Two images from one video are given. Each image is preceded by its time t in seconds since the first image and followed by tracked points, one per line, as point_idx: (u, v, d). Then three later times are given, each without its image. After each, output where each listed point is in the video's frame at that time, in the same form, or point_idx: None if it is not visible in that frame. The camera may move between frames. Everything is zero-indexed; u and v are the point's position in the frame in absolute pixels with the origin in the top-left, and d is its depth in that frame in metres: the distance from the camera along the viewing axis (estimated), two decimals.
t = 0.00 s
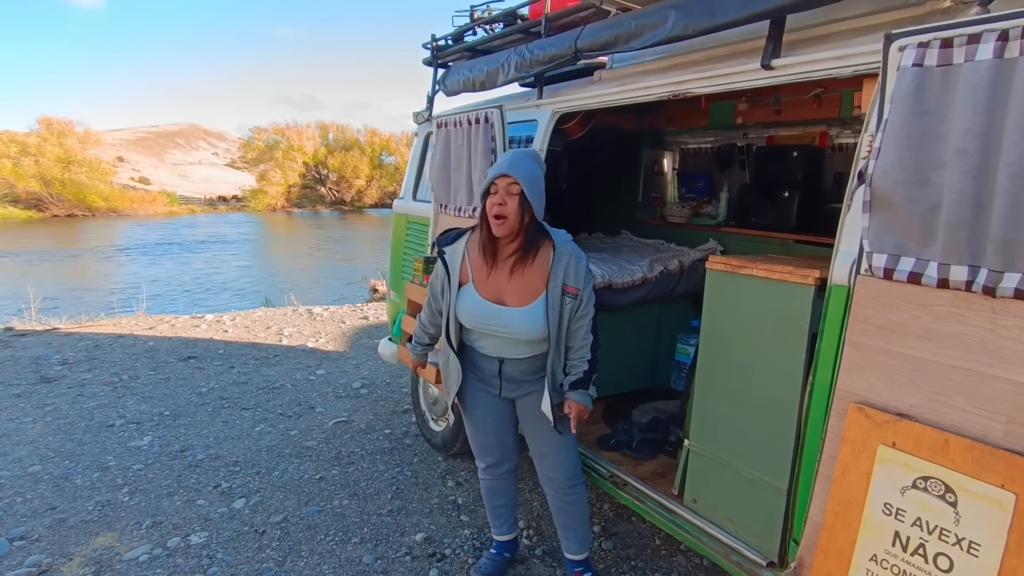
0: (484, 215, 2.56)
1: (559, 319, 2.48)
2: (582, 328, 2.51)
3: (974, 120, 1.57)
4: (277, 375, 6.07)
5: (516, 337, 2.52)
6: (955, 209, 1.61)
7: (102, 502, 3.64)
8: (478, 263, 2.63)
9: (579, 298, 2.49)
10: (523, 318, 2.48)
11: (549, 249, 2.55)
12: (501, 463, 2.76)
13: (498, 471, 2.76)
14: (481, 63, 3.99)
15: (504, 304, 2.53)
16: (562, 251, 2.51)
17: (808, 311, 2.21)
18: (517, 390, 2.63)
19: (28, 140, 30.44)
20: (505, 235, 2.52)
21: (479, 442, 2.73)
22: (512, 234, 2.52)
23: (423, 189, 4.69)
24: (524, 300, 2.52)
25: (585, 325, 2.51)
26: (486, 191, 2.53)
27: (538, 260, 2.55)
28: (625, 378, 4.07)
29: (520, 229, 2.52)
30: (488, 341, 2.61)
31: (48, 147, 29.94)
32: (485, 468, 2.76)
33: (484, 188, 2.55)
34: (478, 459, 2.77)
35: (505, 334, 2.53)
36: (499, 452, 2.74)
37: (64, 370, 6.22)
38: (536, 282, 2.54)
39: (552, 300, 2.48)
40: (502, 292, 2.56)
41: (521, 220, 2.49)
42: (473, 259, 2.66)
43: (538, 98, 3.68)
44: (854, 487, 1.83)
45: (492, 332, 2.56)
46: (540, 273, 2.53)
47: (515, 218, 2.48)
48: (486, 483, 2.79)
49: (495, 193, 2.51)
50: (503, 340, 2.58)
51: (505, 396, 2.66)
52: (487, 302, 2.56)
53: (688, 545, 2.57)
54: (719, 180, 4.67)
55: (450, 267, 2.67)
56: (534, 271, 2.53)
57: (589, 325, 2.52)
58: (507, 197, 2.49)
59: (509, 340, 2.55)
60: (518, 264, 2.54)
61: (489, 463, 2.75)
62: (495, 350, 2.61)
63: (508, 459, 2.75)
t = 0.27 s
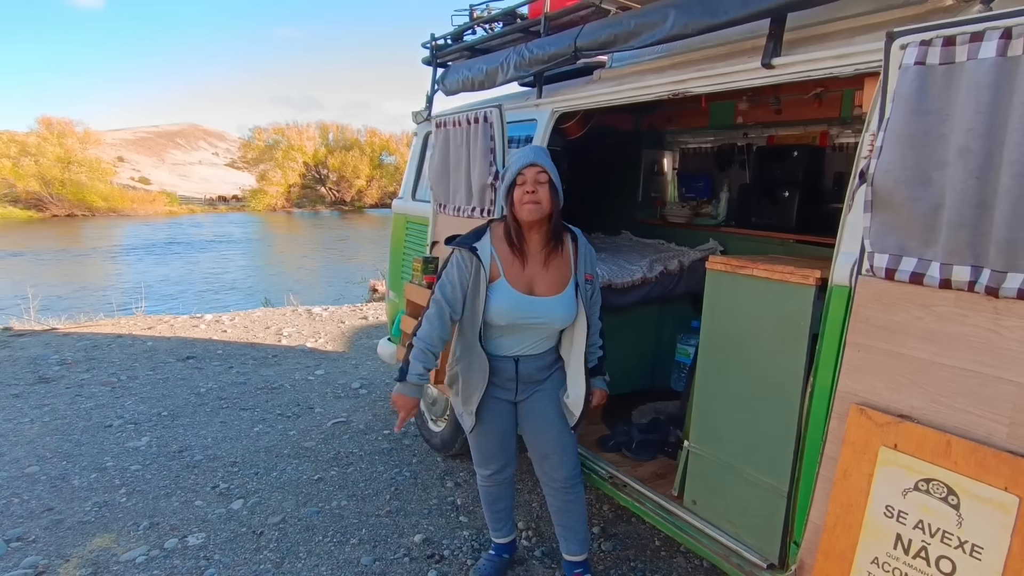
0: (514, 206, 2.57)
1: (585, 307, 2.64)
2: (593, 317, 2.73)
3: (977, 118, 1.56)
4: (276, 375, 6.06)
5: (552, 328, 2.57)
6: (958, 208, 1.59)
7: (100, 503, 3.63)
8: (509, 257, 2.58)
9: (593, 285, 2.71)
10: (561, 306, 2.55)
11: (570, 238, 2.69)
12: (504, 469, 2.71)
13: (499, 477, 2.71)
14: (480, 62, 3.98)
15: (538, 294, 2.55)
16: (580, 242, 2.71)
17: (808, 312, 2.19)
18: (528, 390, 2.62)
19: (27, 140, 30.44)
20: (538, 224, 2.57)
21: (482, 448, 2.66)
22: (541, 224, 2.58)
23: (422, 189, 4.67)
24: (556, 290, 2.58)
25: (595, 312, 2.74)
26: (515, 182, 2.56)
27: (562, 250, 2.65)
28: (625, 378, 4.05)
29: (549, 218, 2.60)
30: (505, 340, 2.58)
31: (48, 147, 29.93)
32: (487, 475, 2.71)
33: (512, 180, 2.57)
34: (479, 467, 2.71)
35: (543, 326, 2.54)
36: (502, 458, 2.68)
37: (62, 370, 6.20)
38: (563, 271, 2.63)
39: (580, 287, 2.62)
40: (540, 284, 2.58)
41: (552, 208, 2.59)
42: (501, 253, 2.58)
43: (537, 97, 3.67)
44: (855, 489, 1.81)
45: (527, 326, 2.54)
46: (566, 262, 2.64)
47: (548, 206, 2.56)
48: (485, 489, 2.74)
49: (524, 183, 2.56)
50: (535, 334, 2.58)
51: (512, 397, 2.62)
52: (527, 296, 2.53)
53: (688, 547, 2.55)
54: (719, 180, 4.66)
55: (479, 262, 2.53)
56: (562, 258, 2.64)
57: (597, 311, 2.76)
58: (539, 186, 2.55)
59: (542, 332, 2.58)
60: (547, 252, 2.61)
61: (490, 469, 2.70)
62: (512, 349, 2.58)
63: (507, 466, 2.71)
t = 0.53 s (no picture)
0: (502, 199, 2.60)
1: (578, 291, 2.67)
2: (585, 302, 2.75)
3: (980, 114, 1.54)
4: (275, 375, 6.04)
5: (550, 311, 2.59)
6: (960, 205, 1.58)
7: (98, 502, 3.61)
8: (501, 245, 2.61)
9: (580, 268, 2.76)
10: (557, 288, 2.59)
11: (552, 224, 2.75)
12: (507, 469, 2.70)
13: (502, 480, 2.71)
14: (480, 60, 3.97)
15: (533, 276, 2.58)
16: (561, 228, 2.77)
17: (809, 311, 2.18)
18: (535, 386, 2.60)
19: (27, 140, 30.42)
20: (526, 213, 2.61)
21: (489, 446, 2.65)
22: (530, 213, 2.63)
23: (422, 188, 4.65)
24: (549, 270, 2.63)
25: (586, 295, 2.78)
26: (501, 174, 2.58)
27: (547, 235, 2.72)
28: (625, 377, 4.04)
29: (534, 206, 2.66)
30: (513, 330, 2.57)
31: (48, 147, 29.92)
32: (490, 475, 2.71)
33: (498, 174, 2.60)
34: (484, 467, 2.71)
35: (544, 309, 2.57)
36: (506, 457, 2.67)
37: (61, 370, 6.19)
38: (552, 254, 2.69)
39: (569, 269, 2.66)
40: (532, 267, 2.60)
41: (538, 197, 2.64)
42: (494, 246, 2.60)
43: (537, 95, 3.65)
44: (856, 489, 1.80)
45: (529, 310, 2.56)
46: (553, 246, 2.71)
47: (535, 195, 2.62)
48: (488, 489, 2.74)
49: (510, 175, 2.59)
50: (536, 320, 2.60)
51: (520, 394, 2.60)
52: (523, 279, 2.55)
53: (689, 547, 2.54)
54: (719, 179, 4.64)
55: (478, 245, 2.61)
56: (548, 243, 2.70)
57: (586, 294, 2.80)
58: (526, 177, 2.60)
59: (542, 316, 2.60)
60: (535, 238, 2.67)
61: (494, 468, 2.69)
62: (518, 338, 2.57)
63: (511, 469, 2.70)
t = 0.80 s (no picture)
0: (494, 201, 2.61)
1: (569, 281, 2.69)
2: (577, 291, 2.78)
3: (982, 113, 1.54)
4: (276, 375, 6.04)
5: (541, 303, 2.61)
6: (963, 204, 1.58)
7: (99, 502, 3.61)
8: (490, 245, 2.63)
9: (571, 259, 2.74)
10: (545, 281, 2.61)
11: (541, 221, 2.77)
12: (509, 468, 2.70)
13: (505, 478, 2.71)
14: (481, 59, 3.96)
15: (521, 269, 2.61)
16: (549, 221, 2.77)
17: (811, 310, 2.18)
18: (534, 385, 2.60)
19: (27, 140, 30.41)
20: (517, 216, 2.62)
21: (490, 445, 2.64)
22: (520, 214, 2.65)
23: (422, 187, 4.65)
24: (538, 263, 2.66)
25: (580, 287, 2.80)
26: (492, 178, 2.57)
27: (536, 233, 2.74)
28: (626, 376, 4.04)
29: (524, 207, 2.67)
30: (506, 327, 2.59)
31: (48, 147, 29.90)
32: (493, 474, 2.71)
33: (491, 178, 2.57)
34: (486, 466, 2.70)
35: (533, 301, 2.59)
36: (508, 457, 2.67)
37: (61, 370, 6.19)
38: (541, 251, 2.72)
39: (559, 262, 2.67)
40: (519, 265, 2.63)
41: (528, 199, 2.66)
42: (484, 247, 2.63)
43: (538, 95, 3.65)
44: (859, 488, 1.80)
45: (518, 304, 2.58)
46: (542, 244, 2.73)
47: (525, 197, 2.63)
48: (490, 488, 2.74)
49: (501, 179, 2.59)
50: (528, 314, 2.61)
51: (520, 392, 2.59)
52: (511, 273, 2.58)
53: (691, 546, 2.54)
54: (720, 179, 4.65)
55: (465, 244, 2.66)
56: (538, 241, 2.72)
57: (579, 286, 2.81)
58: (517, 180, 2.61)
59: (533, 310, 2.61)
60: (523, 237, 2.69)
61: (496, 467, 2.69)
62: (512, 334, 2.58)
63: (513, 468, 2.71)
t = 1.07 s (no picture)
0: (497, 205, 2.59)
1: (569, 283, 2.66)
2: (578, 294, 2.74)
3: (984, 114, 1.54)
4: (276, 375, 6.04)
5: (537, 307, 2.59)
6: (965, 205, 1.58)
7: (99, 502, 3.61)
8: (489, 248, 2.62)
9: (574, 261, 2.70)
10: (540, 285, 2.59)
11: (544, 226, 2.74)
12: (508, 466, 2.71)
13: (505, 475, 2.71)
14: (481, 59, 3.96)
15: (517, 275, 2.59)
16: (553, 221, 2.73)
17: (813, 311, 2.17)
18: (530, 385, 2.59)
19: (28, 140, 30.41)
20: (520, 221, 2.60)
21: (486, 444, 2.66)
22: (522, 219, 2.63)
23: (423, 188, 4.65)
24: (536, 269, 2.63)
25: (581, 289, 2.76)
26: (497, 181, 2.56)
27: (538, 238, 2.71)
28: (626, 377, 4.04)
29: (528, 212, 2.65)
30: (499, 329, 2.59)
31: (48, 147, 29.91)
32: (491, 473, 2.71)
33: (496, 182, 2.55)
34: (485, 464, 2.71)
35: (527, 306, 2.58)
36: (506, 456, 2.67)
37: (61, 370, 6.19)
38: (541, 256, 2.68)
39: (557, 265, 2.64)
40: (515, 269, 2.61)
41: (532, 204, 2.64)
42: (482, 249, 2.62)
43: (539, 95, 3.65)
44: (860, 489, 1.80)
45: (513, 308, 2.57)
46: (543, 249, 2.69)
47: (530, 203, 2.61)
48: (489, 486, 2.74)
49: (507, 183, 2.57)
50: (522, 317, 2.60)
51: (515, 392, 2.60)
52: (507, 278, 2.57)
53: (691, 547, 2.54)
54: (721, 179, 4.64)
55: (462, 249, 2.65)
56: (539, 246, 2.68)
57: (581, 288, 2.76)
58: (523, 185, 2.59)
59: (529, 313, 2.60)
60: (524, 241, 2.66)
61: (494, 466, 2.69)
62: (507, 336, 2.58)
63: (512, 465, 2.71)
